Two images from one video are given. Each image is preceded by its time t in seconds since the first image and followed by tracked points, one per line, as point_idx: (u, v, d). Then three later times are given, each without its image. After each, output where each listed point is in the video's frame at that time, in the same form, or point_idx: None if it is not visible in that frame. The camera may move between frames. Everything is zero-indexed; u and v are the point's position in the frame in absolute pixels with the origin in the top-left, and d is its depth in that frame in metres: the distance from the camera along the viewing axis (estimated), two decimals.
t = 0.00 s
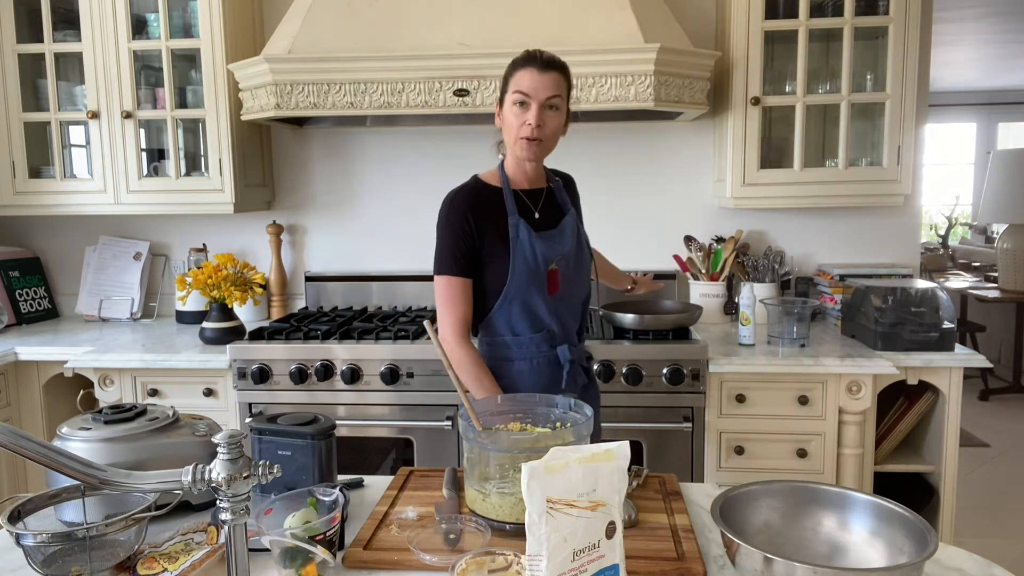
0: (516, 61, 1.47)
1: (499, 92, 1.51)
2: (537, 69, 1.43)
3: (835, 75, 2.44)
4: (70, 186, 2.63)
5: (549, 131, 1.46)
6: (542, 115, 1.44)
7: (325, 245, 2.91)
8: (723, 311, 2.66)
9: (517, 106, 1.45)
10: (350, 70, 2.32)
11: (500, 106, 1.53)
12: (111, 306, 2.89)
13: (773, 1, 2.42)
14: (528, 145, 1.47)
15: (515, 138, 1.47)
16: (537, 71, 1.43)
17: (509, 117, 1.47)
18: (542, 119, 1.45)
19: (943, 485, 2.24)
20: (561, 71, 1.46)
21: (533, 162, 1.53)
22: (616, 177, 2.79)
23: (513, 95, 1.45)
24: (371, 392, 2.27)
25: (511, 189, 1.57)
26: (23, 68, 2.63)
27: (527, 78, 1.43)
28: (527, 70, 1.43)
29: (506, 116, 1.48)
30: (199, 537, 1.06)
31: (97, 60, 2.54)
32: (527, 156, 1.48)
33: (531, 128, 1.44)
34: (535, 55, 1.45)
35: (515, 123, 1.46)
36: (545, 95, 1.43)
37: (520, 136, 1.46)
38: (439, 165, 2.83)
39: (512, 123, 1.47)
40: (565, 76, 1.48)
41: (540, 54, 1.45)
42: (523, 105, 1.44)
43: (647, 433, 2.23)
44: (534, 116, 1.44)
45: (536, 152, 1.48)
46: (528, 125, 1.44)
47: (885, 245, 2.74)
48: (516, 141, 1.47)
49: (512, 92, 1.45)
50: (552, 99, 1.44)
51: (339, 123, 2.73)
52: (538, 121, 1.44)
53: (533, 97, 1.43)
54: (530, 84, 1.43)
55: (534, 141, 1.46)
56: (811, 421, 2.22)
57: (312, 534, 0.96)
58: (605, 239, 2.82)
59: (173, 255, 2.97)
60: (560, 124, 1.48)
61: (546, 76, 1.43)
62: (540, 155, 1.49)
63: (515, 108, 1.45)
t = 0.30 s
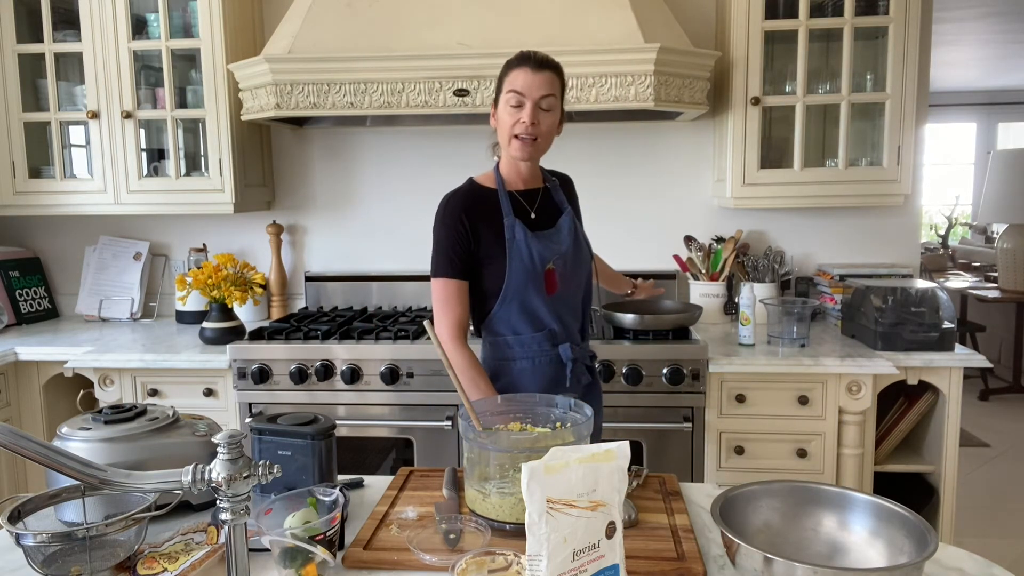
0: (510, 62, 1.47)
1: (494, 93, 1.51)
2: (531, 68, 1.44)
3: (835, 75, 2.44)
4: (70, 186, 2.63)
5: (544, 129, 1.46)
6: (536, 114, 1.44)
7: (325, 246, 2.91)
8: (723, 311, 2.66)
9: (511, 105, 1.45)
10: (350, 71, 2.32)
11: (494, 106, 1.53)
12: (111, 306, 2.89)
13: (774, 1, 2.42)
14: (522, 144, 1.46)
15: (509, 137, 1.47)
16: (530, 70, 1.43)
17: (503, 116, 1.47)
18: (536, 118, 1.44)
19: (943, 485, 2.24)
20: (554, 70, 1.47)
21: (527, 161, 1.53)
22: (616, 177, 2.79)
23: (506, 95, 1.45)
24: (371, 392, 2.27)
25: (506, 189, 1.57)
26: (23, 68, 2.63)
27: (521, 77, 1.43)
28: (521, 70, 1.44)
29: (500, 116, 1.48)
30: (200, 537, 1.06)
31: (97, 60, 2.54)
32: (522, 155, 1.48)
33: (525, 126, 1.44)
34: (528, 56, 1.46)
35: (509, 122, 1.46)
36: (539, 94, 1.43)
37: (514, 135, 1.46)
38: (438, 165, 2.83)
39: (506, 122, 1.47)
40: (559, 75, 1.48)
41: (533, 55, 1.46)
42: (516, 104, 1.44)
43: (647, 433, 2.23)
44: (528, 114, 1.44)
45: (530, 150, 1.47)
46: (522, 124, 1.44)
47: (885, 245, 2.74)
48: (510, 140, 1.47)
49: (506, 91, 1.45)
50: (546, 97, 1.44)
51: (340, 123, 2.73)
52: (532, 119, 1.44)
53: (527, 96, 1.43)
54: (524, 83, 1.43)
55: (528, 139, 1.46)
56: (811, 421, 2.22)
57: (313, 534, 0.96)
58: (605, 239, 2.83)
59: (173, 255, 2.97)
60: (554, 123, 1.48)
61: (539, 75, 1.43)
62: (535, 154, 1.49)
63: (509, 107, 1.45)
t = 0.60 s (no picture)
0: (506, 62, 1.47)
1: (491, 93, 1.51)
2: (526, 67, 1.43)
3: (835, 75, 2.44)
4: (70, 186, 2.63)
5: (542, 127, 1.46)
6: (533, 112, 1.44)
7: (325, 246, 2.91)
8: (723, 311, 2.66)
9: (509, 105, 1.45)
10: (350, 71, 2.32)
11: (491, 106, 1.53)
12: (111, 306, 2.89)
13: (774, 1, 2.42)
14: (521, 143, 1.46)
15: (507, 137, 1.47)
16: (526, 69, 1.43)
17: (501, 116, 1.47)
18: (534, 116, 1.44)
19: (943, 485, 2.24)
20: (550, 69, 1.47)
21: (526, 160, 1.53)
22: (616, 177, 2.79)
23: (503, 94, 1.45)
24: (371, 392, 2.27)
25: (505, 189, 1.57)
26: (23, 68, 2.63)
27: (517, 76, 1.43)
28: (517, 69, 1.44)
29: (498, 116, 1.48)
30: (200, 537, 1.06)
31: (97, 60, 2.54)
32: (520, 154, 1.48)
33: (523, 125, 1.44)
34: (523, 55, 1.45)
35: (506, 121, 1.46)
36: (536, 92, 1.43)
37: (513, 134, 1.46)
38: (438, 165, 2.83)
39: (504, 122, 1.47)
40: (555, 73, 1.48)
41: (528, 54, 1.46)
42: (514, 103, 1.44)
43: (647, 433, 2.23)
44: (525, 113, 1.44)
45: (529, 149, 1.47)
46: (520, 123, 1.44)
47: (885, 245, 2.74)
48: (509, 140, 1.47)
49: (502, 91, 1.45)
50: (543, 95, 1.44)
51: (340, 123, 2.73)
52: (530, 118, 1.44)
53: (524, 95, 1.43)
54: (520, 82, 1.43)
55: (526, 138, 1.46)
56: (811, 421, 2.22)
57: (313, 534, 0.96)
58: (605, 239, 2.83)
59: (173, 255, 2.97)
60: (552, 121, 1.48)
61: (536, 74, 1.43)
62: (533, 151, 1.49)
63: (507, 107, 1.45)
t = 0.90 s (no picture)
0: (505, 63, 1.47)
1: (490, 94, 1.51)
2: (526, 68, 1.44)
3: (835, 75, 2.44)
4: (70, 186, 2.63)
5: (541, 128, 1.46)
6: (534, 113, 1.44)
7: (325, 246, 2.91)
8: (723, 311, 2.66)
9: (509, 106, 1.44)
10: (350, 70, 2.32)
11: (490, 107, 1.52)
12: (111, 306, 2.89)
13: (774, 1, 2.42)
14: (520, 144, 1.46)
15: (507, 137, 1.47)
16: (526, 70, 1.43)
17: (500, 117, 1.47)
18: (534, 117, 1.44)
19: (943, 485, 2.24)
20: (549, 70, 1.47)
21: (524, 162, 1.53)
22: (616, 177, 2.79)
23: (503, 95, 1.45)
24: (371, 392, 2.27)
25: (502, 190, 1.57)
26: (23, 68, 2.63)
27: (517, 77, 1.43)
28: (517, 70, 1.44)
29: (497, 117, 1.47)
30: (200, 537, 1.06)
31: (97, 60, 2.54)
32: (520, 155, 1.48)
33: (523, 126, 1.44)
34: (523, 56, 1.45)
35: (507, 122, 1.46)
36: (536, 93, 1.43)
37: (512, 135, 1.46)
38: (438, 165, 2.83)
39: (504, 123, 1.47)
40: (555, 75, 1.48)
41: (528, 55, 1.46)
42: (514, 104, 1.44)
43: (648, 433, 2.23)
44: (526, 114, 1.43)
45: (529, 150, 1.47)
46: (520, 123, 1.44)
47: (885, 245, 2.74)
48: (509, 141, 1.47)
49: (502, 91, 1.45)
50: (543, 97, 1.44)
51: (340, 123, 2.73)
52: (530, 119, 1.44)
53: (524, 95, 1.43)
54: (520, 82, 1.43)
55: (526, 139, 1.46)
56: (811, 421, 2.22)
57: (313, 534, 0.96)
58: (605, 239, 2.83)
59: (173, 255, 2.97)
60: (551, 122, 1.48)
61: (536, 75, 1.43)
62: (533, 153, 1.49)
63: (507, 108, 1.45)
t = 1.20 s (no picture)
0: (511, 65, 1.47)
1: (493, 95, 1.50)
2: (535, 73, 1.44)
3: (835, 75, 2.44)
4: (70, 186, 2.63)
5: (545, 133, 1.47)
6: (540, 118, 1.44)
7: (325, 246, 2.91)
8: (723, 311, 2.66)
9: (514, 109, 1.44)
10: (350, 70, 2.32)
11: (493, 108, 1.52)
12: (111, 306, 2.89)
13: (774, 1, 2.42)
14: (525, 148, 1.47)
15: (511, 140, 1.47)
16: (535, 75, 1.44)
17: (505, 119, 1.46)
18: (540, 122, 1.45)
19: (943, 485, 2.24)
20: (556, 75, 1.47)
21: (525, 164, 1.53)
22: (616, 177, 2.79)
23: (509, 98, 1.44)
24: (371, 392, 2.27)
25: (501, 190, 1.57)
26: (23, 68, 2.63)
27: (525, 81, 1.43)
28: (524, 74, 1.43)
29: (502, 118, 1.47)
30: (199, 537, 1.06)
31: (97, 60, 2.54)
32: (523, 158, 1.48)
33: (528, 129, 1.45)
34: (532, 60, 1.45)
35: (512, 125, 1.45)
36: (543, 98, 1.44)
37: (516, 138, 1.46)
38: (438, 164, 2.83)
39: (508, 125, 1.46)
40: (560, 80, 1.49)
41: (536, 59, 1.46)
42: (520, 108, 1.44)
43: (648, 433, 2.23)
44: (532, 118, 1.44)
45: (532, 153, 1.48)
46: (525, 127, 1.44)
47: (885, 245, 2.74)
48: (512, 143, 1.47)
49: (508, 94, 1.45)
50: (549, 101, 1.45)
51: (340, 123, 2.73)
52: (536, 123, 1.44)
53: (532, 99, 1.43)
54: (527, 86, 1.43)
55: (531, 142, 1.46)
56: (811, 421, 2.22)
57: (313, 534, 0.96)
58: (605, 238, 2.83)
59: (173, 255, 2.97)
60: (554, 127, 1.49)
61: (543, 80, 1.44)
62: (536, 156, 1.50)
63: (513, 110, 1.45)
